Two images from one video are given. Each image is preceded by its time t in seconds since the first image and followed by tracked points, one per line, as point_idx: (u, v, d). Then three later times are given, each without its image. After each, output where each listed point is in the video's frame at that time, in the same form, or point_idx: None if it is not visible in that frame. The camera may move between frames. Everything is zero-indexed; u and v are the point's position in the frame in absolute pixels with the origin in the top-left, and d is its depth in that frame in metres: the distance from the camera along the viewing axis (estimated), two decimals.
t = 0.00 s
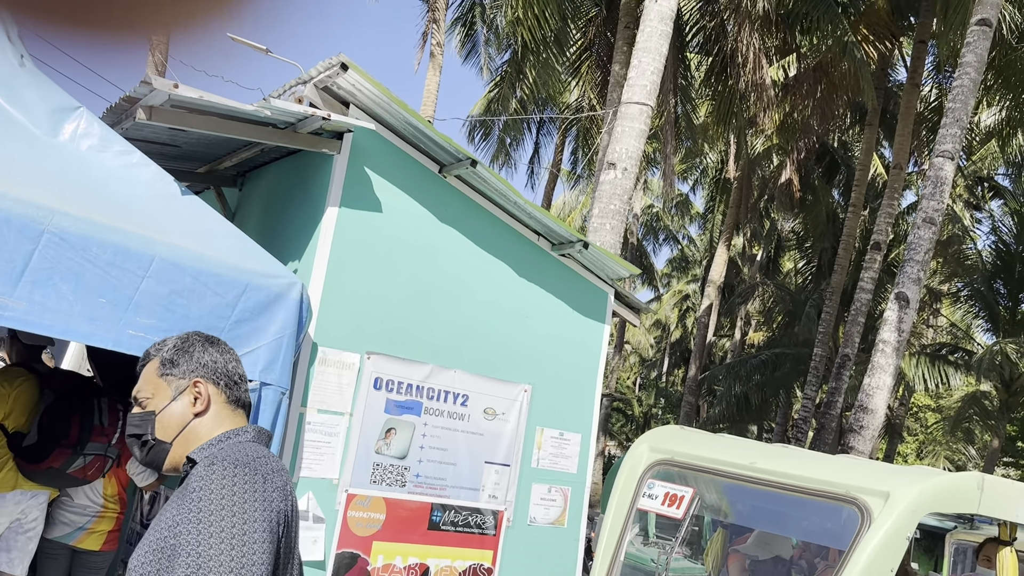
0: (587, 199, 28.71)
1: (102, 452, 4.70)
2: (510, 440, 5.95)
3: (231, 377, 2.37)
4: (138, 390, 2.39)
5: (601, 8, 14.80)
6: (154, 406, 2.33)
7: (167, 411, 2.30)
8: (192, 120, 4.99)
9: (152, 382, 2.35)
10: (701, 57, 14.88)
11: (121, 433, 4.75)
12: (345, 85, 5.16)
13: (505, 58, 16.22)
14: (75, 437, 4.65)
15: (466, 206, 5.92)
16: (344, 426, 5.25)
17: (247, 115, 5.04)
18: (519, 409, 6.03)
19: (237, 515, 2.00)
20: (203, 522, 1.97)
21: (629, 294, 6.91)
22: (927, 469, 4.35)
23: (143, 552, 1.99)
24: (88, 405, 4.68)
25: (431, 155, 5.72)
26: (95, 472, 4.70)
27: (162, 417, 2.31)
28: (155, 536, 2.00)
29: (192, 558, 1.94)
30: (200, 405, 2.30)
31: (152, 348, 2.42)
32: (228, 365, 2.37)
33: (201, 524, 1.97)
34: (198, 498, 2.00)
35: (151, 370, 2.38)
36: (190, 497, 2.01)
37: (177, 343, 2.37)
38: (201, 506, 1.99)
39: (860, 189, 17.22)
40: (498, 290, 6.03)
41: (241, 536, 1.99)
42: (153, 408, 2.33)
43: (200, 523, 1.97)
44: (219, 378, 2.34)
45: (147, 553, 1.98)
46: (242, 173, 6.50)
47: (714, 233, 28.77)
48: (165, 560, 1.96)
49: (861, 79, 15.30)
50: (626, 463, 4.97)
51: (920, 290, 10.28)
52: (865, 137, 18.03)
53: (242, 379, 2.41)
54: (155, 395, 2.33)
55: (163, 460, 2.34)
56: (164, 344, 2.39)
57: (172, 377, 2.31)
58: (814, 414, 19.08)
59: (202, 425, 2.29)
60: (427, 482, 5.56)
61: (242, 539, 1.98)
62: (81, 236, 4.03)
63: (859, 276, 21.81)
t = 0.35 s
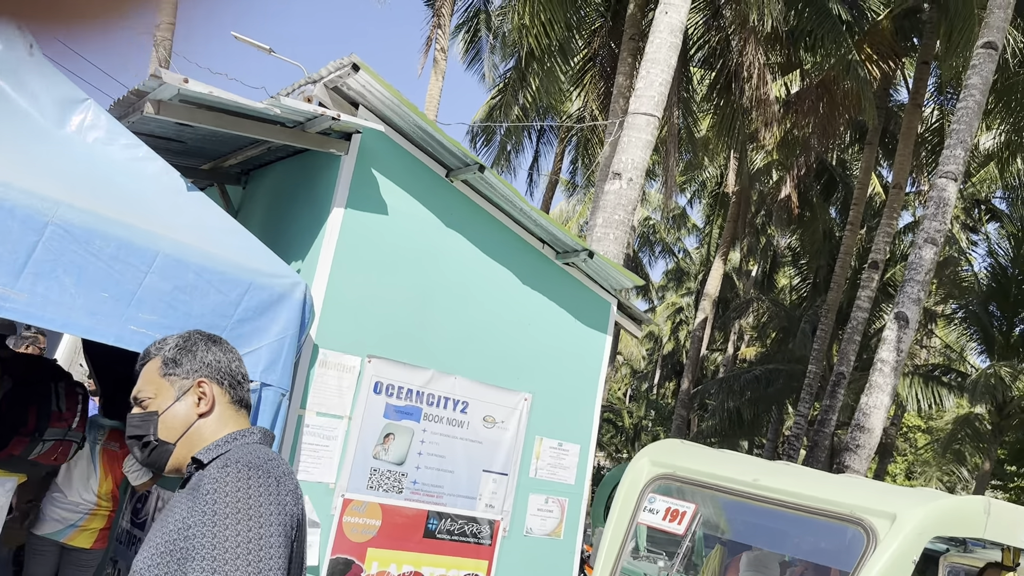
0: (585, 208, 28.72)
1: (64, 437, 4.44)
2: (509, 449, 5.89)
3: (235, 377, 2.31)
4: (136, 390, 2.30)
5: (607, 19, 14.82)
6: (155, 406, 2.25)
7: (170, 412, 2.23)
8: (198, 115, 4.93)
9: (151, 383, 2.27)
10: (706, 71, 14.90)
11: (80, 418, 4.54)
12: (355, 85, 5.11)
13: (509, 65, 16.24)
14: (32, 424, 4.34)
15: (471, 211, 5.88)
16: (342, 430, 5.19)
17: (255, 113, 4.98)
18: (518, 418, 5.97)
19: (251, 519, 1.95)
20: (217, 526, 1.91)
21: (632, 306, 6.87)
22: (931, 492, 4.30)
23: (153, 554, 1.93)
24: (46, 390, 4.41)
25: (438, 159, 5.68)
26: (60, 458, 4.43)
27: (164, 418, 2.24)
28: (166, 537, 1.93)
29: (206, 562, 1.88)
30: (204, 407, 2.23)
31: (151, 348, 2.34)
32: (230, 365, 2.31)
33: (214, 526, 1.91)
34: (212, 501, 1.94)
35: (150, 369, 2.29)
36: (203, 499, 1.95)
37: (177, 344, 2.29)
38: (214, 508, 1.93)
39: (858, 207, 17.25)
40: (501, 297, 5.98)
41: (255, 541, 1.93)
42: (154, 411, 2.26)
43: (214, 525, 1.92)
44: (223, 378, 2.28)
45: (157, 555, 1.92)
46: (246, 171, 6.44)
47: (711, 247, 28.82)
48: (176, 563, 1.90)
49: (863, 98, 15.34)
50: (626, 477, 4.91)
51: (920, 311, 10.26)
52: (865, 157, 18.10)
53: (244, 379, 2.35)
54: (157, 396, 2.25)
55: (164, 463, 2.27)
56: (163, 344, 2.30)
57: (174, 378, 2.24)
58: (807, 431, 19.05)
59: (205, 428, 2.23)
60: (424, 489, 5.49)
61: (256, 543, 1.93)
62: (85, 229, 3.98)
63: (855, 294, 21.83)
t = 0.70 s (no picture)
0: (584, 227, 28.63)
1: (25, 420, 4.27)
2: (505, 467, 5.71)
3: (221, 374, 2.14)
4: (115, 389, 2.14)
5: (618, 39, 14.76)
6: (135, 407, 2.08)
7: (151, 413, 2.06)
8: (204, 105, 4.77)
9: (131, 381, 2.10)
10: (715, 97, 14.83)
11: (43, 400, 4.38)
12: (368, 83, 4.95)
13: (518, 80, 16.17)
14: None
15: (480, 220, 5.73)
16: (336, 438, 5.01)
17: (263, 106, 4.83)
18: (517, 434, 5.80)
19: (244, 535, 1.77)
20: (206, 539, 1.73)
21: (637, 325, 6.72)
22: (941, 532, 4.17)
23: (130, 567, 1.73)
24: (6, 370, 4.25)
25: (449, 164, 5.53)
26: (20, 440, 4.25)
27: (144, 420, 2.07)
28: (145, 550, 1.73)
29: None
30: (187, 408, 2.06)
31: (130, 342, 2.17)
32: (217, 360, 2.13)
33: (203, 540, 1.73)
34: (202, 511, 1.76)
35: (130, 365, 2.12)
36: (191, 510, 1.77)
37: (157, 339, 2.11)
38: (204, 520, 1.75)
39: (859, 240, 17.17)
40: (505, 310, 5.81)
41: (249, 558, 1.75)
42: (132, 412, 2.08)
43: (202, 539, 1.73)
44: (209, 376, 2.11)
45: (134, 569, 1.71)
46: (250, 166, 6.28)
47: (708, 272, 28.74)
48: None
49: (871, 131, 15.27)
50: (627, 502, 4.63)
51: (922, 346, 10.15)
52: (868, 191, 18.03)
53: (232, 377, 2.18)
54: (136, 395, 2.09)
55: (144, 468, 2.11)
56: (143, 340, 2.13)
57: (156, 375, 2.07)
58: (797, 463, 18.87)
59: (188, 430, 2.06)
60: (416, 504, 5.30)
61: (248, 560, 1.75)
62: (80, 215, 3.81)
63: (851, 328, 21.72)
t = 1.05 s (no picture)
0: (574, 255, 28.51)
1: None
2: (487, 495, 5.48)
3: (195, 382, 1.95)
4: (72, 399, 1.92)
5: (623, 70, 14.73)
6: (96, 420, 1.88)
7: (117, 425, 1.87)
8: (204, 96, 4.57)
9: (92, 390, 1.90)
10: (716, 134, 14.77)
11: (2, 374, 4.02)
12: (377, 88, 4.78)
13: (519, 102, 16.08)
14: None
15: (479, 237, 5.54)
16: (314, 454, 4.78)
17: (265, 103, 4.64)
18: (501, 462, 5.58)
19: (208, 568, 1.55)
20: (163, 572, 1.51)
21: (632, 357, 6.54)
22: None
23: None
24: None
25: (453, 178, 5.36)
26: None
27: (110, 434, 1.87)
28: None
29: None
30: (156, 420, 1.87)
31: (90, 343, 1.96)
32: (189, 366, 1.95)
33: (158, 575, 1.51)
34: (160, 540, 1.54)
35: (91, 371, 1.92)
36: (148, 538, 1.55)
37: (124, 342, 1.93)
38: (161, 551, 1.53)
39: (849, 288, 17.13)
40: (499, 332, 5.61)
41: None
42: (95, 425, 1.88)
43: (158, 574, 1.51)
44: (181, 383, 1.93)
45: None
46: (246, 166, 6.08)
47: (694, 308, 28.67)
48: None
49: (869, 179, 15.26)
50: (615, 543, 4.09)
51: (912, 399, 10.01)
52: (860, 239, 18.04)
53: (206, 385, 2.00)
54: (100, 405, 1.88)
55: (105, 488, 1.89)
56: (105, 344, 1.93)
57: (122, 383, 1.88)
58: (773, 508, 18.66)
59: (158, 445, 1.86)
60: (392, 529, 5.05)
61: None
62: (64, 200, 3.58)
63: (834, 375, 21.64)
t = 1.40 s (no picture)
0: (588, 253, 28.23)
1: None
2: (507, 490, 5.32)
3: (190, 357, 1.87)
4: (60, 368, 1.87)
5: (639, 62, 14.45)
6: (82, 391, 1.81)
7: (103, 397, 1.79)
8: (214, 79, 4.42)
9: (80, 359, 1.83)
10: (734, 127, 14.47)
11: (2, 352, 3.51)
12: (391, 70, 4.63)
13: (534, 97, 15.82)
14: None
15: (497, 224, 5.39)
16: (328, 447, 4.63)
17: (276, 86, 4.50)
18: (521, 456, 5.41)
19: (191, 551, 1.42)
20: (139, 557, 1.39)
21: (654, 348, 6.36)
22: None
23: None
24: None
25: (469, 163, 5.21)
26: None
27: (96, 406, 1.80)
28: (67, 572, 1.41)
29: None
30: (145, 393, 1.79)
31: (83, 312, 1.90)
32: (184, 340, 1.86)
33: (134, 560, 1.39)
34: (134, 524, 1.42)
35: (80, 340, 1.85)
36: (124, 521, 1.43)
37: (117, 310, 1.86)
38: (137, 534, 1.41)
39: (871, 282, 16.79)
40: (518, 322, 5.45)
41: None
42: (80, 397, 1.81)
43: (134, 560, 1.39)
44: (175, 358, 1.84)
45: None
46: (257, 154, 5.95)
47: (711, 306, 28.35)
48: None
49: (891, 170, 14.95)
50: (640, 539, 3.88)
51: (940, 393, 9.75)
52: (881, 233, 17.72)
53: (202, 362, 1.91)
54: (85, 375, 1.82)
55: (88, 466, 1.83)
56: (98, 311, 1.86)
57: (111, 353, 1.80)
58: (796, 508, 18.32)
59: (145, 420, 1.78)
60: (409, 525, 4.90)
61: None
62: (66, 182, 3.44)
63: (855, 372, 21.30)
